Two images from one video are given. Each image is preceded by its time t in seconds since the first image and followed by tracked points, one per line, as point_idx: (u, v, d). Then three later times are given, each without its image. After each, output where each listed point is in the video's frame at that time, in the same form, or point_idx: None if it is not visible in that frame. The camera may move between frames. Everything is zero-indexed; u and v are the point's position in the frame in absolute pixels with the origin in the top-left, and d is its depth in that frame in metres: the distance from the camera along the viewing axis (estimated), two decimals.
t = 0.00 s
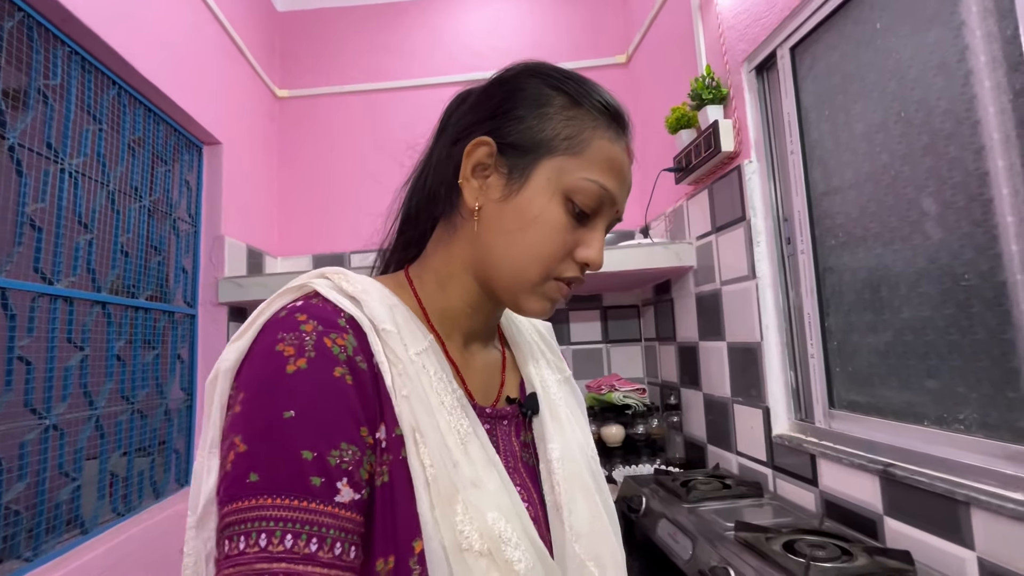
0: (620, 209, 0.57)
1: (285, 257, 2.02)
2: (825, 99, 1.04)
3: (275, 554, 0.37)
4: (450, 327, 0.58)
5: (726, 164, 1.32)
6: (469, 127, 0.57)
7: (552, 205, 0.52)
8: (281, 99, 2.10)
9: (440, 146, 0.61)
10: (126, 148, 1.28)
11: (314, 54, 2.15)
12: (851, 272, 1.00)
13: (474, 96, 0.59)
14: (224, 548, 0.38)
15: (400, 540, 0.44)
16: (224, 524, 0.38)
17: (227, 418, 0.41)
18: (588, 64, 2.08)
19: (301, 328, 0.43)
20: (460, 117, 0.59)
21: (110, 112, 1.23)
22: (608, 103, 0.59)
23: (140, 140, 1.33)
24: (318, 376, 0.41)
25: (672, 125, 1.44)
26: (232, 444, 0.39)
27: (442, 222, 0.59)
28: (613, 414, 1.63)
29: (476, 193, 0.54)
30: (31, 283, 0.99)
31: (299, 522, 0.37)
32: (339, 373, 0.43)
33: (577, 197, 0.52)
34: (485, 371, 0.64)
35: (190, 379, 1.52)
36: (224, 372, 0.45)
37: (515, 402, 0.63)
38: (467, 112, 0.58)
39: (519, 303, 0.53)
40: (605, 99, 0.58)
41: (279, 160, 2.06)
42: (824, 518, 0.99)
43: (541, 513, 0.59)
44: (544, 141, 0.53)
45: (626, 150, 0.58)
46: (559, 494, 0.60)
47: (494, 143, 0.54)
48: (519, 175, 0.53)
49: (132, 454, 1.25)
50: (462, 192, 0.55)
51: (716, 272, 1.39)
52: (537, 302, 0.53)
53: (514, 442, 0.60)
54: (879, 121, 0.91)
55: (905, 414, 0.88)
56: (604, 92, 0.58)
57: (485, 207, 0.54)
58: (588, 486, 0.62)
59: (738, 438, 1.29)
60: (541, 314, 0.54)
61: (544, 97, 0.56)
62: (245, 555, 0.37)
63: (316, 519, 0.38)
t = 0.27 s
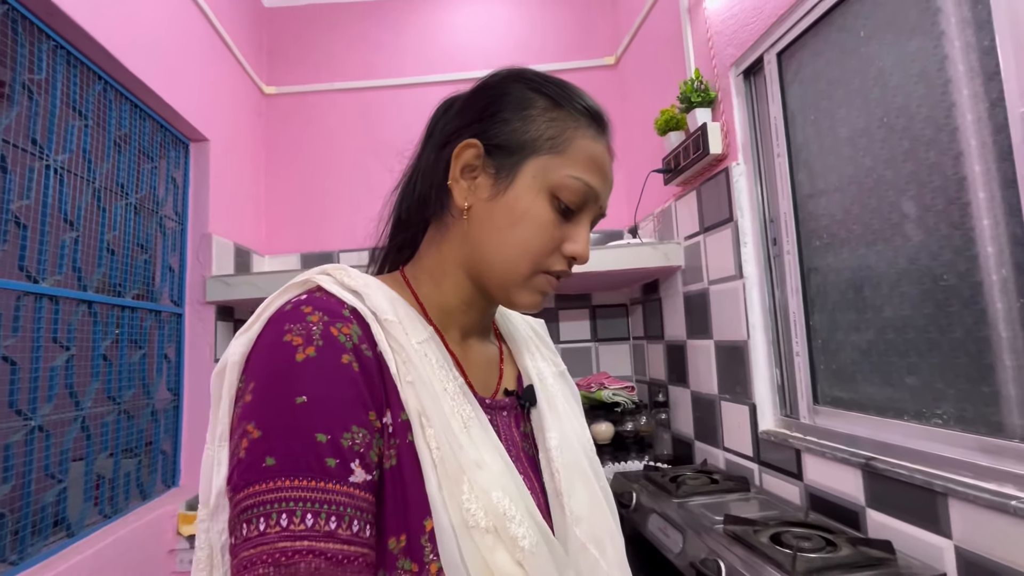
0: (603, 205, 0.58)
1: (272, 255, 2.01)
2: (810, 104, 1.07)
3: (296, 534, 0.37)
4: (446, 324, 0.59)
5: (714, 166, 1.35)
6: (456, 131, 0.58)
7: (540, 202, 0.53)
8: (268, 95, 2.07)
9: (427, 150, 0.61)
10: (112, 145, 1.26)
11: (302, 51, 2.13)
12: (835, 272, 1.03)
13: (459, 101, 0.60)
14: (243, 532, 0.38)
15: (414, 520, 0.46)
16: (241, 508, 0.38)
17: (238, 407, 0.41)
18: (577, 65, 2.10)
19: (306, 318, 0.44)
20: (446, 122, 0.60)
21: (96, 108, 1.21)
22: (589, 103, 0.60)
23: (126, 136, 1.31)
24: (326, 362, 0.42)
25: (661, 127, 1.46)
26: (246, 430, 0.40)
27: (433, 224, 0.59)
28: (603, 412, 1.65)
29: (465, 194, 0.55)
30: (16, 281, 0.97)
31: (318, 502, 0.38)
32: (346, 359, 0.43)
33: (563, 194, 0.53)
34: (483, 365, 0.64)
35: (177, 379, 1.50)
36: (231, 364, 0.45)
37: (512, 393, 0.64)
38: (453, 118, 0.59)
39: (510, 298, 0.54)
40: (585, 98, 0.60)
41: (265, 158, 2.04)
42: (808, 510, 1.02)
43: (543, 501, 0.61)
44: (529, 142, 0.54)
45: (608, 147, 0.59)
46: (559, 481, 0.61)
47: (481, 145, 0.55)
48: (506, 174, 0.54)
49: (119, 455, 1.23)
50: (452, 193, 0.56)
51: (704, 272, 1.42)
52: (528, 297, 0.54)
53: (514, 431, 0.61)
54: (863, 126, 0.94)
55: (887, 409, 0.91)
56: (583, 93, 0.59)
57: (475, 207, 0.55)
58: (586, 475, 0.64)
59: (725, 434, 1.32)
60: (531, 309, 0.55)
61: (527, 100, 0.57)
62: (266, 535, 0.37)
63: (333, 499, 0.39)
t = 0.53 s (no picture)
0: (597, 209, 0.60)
1: (256, 253, 1.98)
2: (790, 107, 1.11)
3: (268, 536, 0.39)
4: (444, 322, 0.60)
5: (697, 166, 1.38)
6: (454, 135, 0.59)
7: (538, 206, 0.54)
8: (251, 91, 2.05)
9: (426, 152, 0.62)
10: (92, 140, 1.24)
11: (286, 47, 2.10)
12: (814, 269, 1.07)
13: (459, 105, 0.61)
14: (220, 529, 0.40)
15: (404, 521, 0.47)
16: (220, 506, 0.40)
17: (229, 409, 0.43)
18: (563, 65, 2.12)
19: (305, 326, 0.45)
20: (446, 126, 0.61)
21: (77, 103, 1.19)
22: (584, 110, 0.61)
23: (107, 131, 1.29)
24: (317, 369, 0.43)
25: (646, 127, 1.49)
26: (233, 432, 0.41)
27: (431, 225, 0.60)
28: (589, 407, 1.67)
29: (465, 196, 0.56)
30: None
31: (293, 506, 0.39)
32: (340, 368, 0.44)
33: (560, 198, 0.55)
34: (479, 362, 0.66)
35: (159, 379, 1.48)
36: (228, 367, 0.46)
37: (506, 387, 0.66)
38: (452, 121, 0.60)
39: (508, 297, 0.56)
40: (580, 107, 0.61)
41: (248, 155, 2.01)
42: (788, 499, 1.06)
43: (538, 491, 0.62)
44: (528, 148, 0.55)
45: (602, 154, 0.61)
46: (552, 472, 0.63)
47: (481, 149, 0.56)
48: (505, 178, 0.55)
49: (102, 456, 1.21)
50: (452, 195, 0.57)
51: (687, 270, 1.45)
52: (525, 296, 0.56)
53: (508, 424, 0.63)
54: (840, 129, 0.98)
55: (863, 400, 0.95)
56: (578, 101, 0.61)
57: (474, 209, 0.56)
58: (577, 464, 0.66)
59: (708, 427, 1.36)
60: (528, 307, 0.57)
61: (525, 106, 0.58)
62: (239, 536, 0.39)
63: (308, 504, 0.40)
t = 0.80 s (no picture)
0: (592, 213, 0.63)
1: (239, 251, 1.96)
2: (770, 110, 1.14)
3: (302, 528, 0.39)
4: (445, 321, 0.61)
5: (681, 166, 1.41)
6: (456, 139, 0.60)
7: (537, 212, 0.56)
8: (232, 87, 2.02)
9: (427, 155, 0.63)
10: (72, 136, 1.21)
11: (268, 43, 2.08)
12: (793, 266, 1.11)
13: (461, 109, 0.62)
14: (252, 524, 0.40)
15: (415, 512, 0.48)
16: (250, 502, 0.40)
17: (249, 407, 0.43)
18: (548, 66, 2.14)
19: (321, 325, 0.46)
20: (447, 130, 0.62)
21: (56, 98, 1.16)
22: (582, 117, 0.63)
23: (86, 127, 1.26)
24: (337, 366, 0.43)
25: (631, 128, 1.52)
26: (258, 429, 0.41)
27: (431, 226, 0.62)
28: (576, 404, 1.70)
29: (467, 200, 0.58)
30: None
31: (325, 498, 0.40)
32: (358, 365, 0.45)
33: (557, 203, 0.57)
34: (477, 361, 0.67)
35: (141, 379, 1.46)
36: (243, 367, 0.46)
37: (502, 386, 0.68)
38: (453, 125, 0.61)
39: (507, 297, 0.58)
40: (578, 114, 0.63)
41: (230, 152, 1.99)
42: (769, 489, 1.10)
43: (533, 484, 0.64)
44: (528, 154, 0.57)
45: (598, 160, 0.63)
46: (547, 468, 0.65)
47: (483, 155, 0.57)
48: (506, 184, 0.57)
49: (84, 459, 1.19)
50: (454, 198, 0.59)
51: (671, 268, 1.48)
52: (523, 297, 0.58)
53: (503, 420, 0.65)
54: (818, 132, 1.02)
55: (839, 392, 0.99)
56: (576, 107, 0.62)
57: (475, 213, 0.57)
58: (571, 460, 0.68)
59: (692, 421, 1.39)
60: (526, 307, 0.59)
61: (525, 112, 0.60)
62: (273, 528, 0.39)
63: (338, 495, 0.40)
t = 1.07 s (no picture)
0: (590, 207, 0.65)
1: (218, 253, 1.93)
2: (749, 114, 1.18)
3: None
4: (447, 316, 0.62)
5: (663, 168, 1.44)
6: (455, 131, 0.60)
7: (544, 209, 0.58)
8: (211, 86, 1.98)
9: (426, 144, 0.63)
10: (46, 134, 1.18)
11: (247, 40, 2.05)
12: (771, 266, 1.14)
13: (461, 98, 0.62)
14: None
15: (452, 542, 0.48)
16: (266, 562, 0.37)
17: (260, 449, 0.40)
18: (530, 68, 2.16)
19: (348, 351, 0.43)
20: (448, 119, 0.62)
21: (29, 95, 1.13)
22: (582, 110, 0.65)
23: (61, 126, 1.23)
24: (367, 399, 0.41)
25: (614, 130, 1.54)
26: (273, 479, 0.38)
27: (427, 217, 0.62)
28: (561, 402, 1.72)
29: (471, 194, 0.58)
30: None
31: (355, 556, 0.37)
32: (389, 395, 0.43)
33: (565, 199, 0.59)
34: (470, 365, 0.69)
35: (119, 383, 1.42)
36: (254, 398, 0.43)
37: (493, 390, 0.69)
38: (456, 115, 0.61)
39: (515, 292, 0.59)
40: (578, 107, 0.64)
41: (209, 151, 1.95)
42: (750, 482, 1.13)
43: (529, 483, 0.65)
44: (535, 149, 0.58)
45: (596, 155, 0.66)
46: (546, 470, 0.66)
47: (487, 148, 0.58)
48: (513, 180, 0.58)
49: (60, 466, 1.16)
50: (456, 192, 0.59)
51: (654, 268, 1.51)
52: (529, 291, 0.60)
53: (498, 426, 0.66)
54: (794, 137, 1.06)
55: (816, 387, 1.03)
56: (577, 99, 0.64)
57: (479, 208, 0.58)
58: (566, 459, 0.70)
59: (675, 418, 1.43)
60: (531, 301, 0.61)
61: (529, 105, 0.61)
62: None
63: (369, 549, 0.38)
